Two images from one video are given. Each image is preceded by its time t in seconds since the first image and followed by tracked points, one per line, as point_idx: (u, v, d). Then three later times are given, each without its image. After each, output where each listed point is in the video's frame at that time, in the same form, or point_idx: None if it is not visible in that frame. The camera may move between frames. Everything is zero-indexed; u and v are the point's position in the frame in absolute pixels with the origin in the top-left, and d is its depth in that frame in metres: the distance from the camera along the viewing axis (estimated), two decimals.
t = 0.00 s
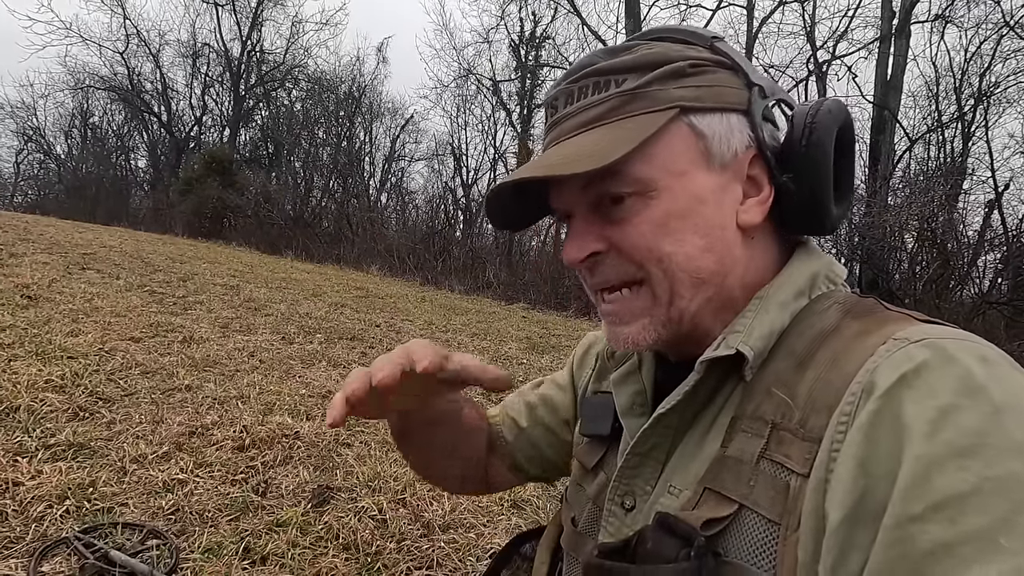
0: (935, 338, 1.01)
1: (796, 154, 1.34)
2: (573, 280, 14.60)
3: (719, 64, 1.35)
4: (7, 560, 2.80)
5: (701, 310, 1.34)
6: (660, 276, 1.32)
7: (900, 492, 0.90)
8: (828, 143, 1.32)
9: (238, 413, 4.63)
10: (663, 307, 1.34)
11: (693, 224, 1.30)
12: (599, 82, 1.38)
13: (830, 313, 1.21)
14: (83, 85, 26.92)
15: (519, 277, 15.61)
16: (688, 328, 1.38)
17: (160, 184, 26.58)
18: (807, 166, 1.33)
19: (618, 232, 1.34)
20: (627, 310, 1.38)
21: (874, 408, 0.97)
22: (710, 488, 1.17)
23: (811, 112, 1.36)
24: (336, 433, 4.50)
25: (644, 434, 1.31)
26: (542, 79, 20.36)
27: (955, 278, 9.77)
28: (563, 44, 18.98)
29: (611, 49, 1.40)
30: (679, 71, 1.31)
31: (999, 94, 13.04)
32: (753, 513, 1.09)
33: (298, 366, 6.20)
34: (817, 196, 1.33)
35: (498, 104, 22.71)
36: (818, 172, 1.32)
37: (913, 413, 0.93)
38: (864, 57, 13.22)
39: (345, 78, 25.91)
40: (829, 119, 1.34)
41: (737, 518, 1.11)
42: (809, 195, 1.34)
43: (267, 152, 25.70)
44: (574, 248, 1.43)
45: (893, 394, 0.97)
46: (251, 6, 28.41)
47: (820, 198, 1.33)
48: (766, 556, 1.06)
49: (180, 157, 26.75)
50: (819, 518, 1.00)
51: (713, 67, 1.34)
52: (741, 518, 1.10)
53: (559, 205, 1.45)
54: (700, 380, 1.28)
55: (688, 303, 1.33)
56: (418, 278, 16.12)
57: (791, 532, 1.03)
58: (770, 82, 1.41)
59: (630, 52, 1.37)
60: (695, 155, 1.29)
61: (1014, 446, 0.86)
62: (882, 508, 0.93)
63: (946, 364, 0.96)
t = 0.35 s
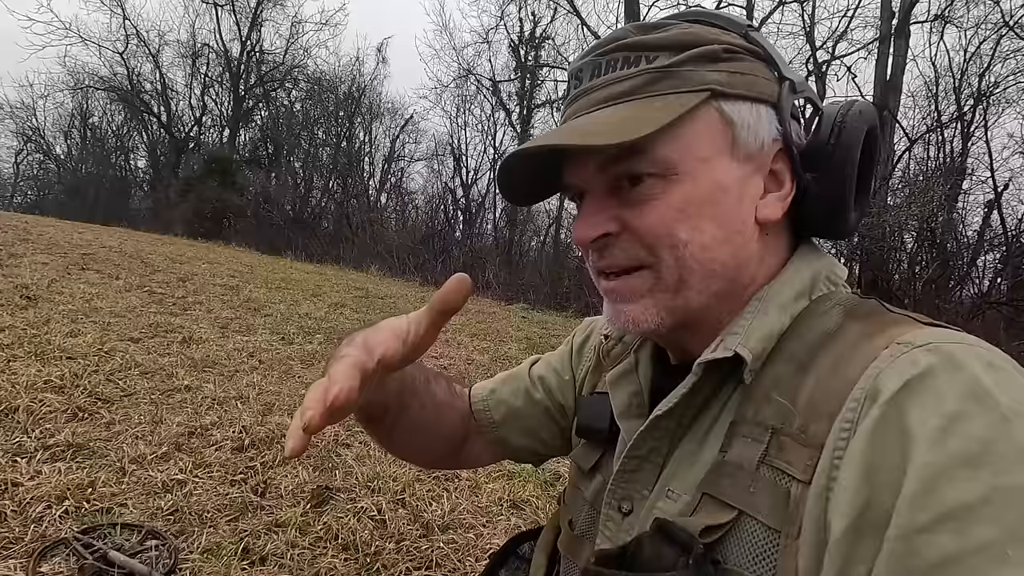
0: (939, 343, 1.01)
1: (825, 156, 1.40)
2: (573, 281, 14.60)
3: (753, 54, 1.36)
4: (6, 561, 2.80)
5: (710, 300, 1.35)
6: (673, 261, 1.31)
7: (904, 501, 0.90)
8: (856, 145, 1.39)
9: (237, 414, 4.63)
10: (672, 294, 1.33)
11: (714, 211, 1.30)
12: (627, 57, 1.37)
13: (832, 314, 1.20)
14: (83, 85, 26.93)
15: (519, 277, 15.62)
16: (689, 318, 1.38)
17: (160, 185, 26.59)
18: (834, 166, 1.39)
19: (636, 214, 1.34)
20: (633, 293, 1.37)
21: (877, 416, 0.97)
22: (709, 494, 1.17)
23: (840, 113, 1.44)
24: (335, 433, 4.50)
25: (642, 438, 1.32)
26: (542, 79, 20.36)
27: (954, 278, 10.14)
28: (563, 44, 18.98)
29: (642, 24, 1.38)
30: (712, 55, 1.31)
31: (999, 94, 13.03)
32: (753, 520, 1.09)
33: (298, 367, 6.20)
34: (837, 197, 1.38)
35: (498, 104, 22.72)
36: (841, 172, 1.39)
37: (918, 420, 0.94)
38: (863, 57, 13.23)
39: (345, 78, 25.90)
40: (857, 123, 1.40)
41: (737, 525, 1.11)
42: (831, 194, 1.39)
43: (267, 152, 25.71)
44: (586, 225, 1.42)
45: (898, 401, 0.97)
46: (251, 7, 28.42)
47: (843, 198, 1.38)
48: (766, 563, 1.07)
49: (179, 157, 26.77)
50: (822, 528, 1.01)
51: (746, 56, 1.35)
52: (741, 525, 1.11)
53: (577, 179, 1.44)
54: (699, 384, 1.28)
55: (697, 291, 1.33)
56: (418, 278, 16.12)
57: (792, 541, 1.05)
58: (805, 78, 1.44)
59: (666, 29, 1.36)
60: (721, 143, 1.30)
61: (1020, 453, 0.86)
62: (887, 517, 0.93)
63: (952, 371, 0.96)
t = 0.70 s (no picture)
0: (894, 344, 1.02)
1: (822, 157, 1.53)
2: (570, 280, 14.64)
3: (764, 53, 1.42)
4: (7, 556, 2.85)
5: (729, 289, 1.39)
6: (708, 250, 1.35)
7: (857, 493, 0.91)
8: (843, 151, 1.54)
9: (235, 412, 4.67)
10: (699, 283, 1.37)
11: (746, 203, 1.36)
12: (663, 41, 1.34)
13: (798, 314, 1.23)
14: (80, 85, 26.91)
15: (517, 276, 15.65)
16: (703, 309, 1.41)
17: (157, 185, 26.60)
18: (827, 168, 1.53)
19: (669, 205, 1.37)
20: (661, 282, 1.40)
21: (835, 415, 0.99)
22: (678, 487, 1.19)
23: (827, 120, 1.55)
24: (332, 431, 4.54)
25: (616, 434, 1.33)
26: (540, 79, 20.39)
27: (952, 277, 10.02)
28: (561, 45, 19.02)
29: (664, 10, 1.37)
30: (739, 52, 1.35)
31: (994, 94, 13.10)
32: (718, 513, 1.11)
33: (296, 365, 6.24)
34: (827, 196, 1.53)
35: (496, 104, 22.76)
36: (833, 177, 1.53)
37: (871, 419, 0.95)
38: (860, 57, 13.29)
39: (343, 78, 25.91)
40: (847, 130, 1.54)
41: (703, 518, 1.13)
42: (822, 195, 1.53)
43: (265, 152, 25.74)
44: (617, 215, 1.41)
45: (855, 400, 0.98)
46: (249, 6, 28.43)
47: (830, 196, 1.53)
48: (728, 556, 1.08)
49: (178, 157, 26.76)
50: (780, 521, 1.01)
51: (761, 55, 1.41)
52: (707, 518, 1.13)
53: (603, 167, 1.44)
54: (673, 383, 1.29)
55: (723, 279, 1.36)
56: (416, 278, 16.17)
57: (753, 531, 1.06)
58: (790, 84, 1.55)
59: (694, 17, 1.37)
60: (748, 140, 1.36)
61: (967, 451, 0.87)
62: (841, 510, 0.93)
63: (905, 371, 0.97)
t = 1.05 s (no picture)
0: (890, 335, 1.00)
1: (748, 151, 1.21)
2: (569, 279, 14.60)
3: (667, 53, 1.23)
4: (8, 555, 2.83)
5: (652, 312, 1.28)
6: (606, 293, 1.26)
7: (857, 490, 0.89)
8: (778, 135, 1.19)
9: (235, 411, 4.66)
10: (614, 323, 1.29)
11: (637, 232, 1.22)
12: (540, 90, 1.30)
13: (793, 307, 1.19)
14: (78, 85, 26.84)
15: (515, 275, 15.58)
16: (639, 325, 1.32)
17: (155, 184, 26.54)
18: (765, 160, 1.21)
19: (565, 250, 1.29)
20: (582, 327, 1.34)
21: (833, 409, 0.96)
22: (677, 485, 1.14)
23: (761, 99, 1.22)
24: (332, 430, 4.53)
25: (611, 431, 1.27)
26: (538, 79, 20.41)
27: (950, 276, 10.04)
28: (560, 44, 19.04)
29: (551, 52, 1.32)
30: (615, 73, 1.22)
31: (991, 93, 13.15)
32: (717, 511, 1.07)
33: (296, 364, 6.24)
34: (773, 189, 1.22)
35: (494, 104, 22.77)
36: (768, 167, 1.20)
37: (868, 414, 0.93)
38: (857, 55, 13.34)
39: (341, 77, 25.88)
40: (787, 103, 1.20)
41: (702, 516, 1.09)
42: (766, 191, 1.22)
43: (263, 152, 25.71)
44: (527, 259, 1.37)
45: (851, 395, 0.96)
46: (246, 6, 28.39)
47: (777, 192, 1.22)
48: (728, 554, 1.05)
49: (175, 157, 26.69)
50: (779, 519, 1.00)
51: (654, 59, 1.23)
52: (706, 517, 1.08)
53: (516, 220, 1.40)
54: (665, 379, 1.23)
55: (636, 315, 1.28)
56: (415, 278, 16.16)
57: (753, 530, 1.03)
58: (732, 62, 1.28)
59: (572, 53, 1.28)
60: (634, 164, 1.22)
61: (965, 442, 0.86)
62: (841, 506, 0.92)
63: (900, 364, 0.95)
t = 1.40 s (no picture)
0: (930, 347, 0.96)
1: (782, 147, 1.19)
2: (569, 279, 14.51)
3: (696, 54, 1.23)
4: (7, 562, 2.79)
5: (677, 317, 1.24)
6: (633, 291, 1.21)
7: (893, 509, 0.86)
8: (812, 132, 1.18)
9: (235, 414, 4.62)
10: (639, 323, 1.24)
11: (668, 228, 1.18)
12: (563, 87, 1.28)
13: (824, 316, 1.15)
14: (76, 86, 26.80)
15: (515, 275, 15.55)
16: (663, 331, 1.27)
17: (153, 185, 26.49)
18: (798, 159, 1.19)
19: (591, 247, 1.24)
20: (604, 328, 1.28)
21: (869, 423, 0.93)
22: (704, 499, 1.11)
23: (794, 98, 1.21)
24: (334, 433, 4.50)
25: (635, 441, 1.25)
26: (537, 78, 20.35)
27: (948, 275, 10.00)
28: (559, 44, 19.00)
29: (577, 50, 1.31)
30: (645, 68, 1.20)
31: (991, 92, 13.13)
32: (747, 527, 1.03)
33: (296, 366, 6.20)
34: (804, 189, 1.20)
35: (493, 103, 22.73)
36: (802, 164, 1.18)
37: (908, 430, 0.89)
38: (857, 54, 13.29)
39: (340, 77, 25.82)
40: (820, 102, 1.20)
41: (730, 533, 1.05)
42: (798, 191, 1.20)
43: (262, 152, 25.67)
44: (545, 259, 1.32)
45: (889, 409, 0.92)
46: (245, 6, 28.34)
47: (808, 191, 1.20)
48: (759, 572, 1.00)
49: (174, 157, 26.64)
50: (810, 537, 0.96)
51: (684, 58, 1.22)
52: (736, 531, 1.04)
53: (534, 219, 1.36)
54: (691, 388, 1.20)
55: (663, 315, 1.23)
56: (415, 278, 16.12)
57: (784, 547, 0.99)
58: (760, 65, 1.27)
59: (601, 50, 1.27)
60: (665, 159, 1.18)
61: (1007, 460, 0.84)
62: (877, 524, 0.89)
63: (941, 378, 0.92)
